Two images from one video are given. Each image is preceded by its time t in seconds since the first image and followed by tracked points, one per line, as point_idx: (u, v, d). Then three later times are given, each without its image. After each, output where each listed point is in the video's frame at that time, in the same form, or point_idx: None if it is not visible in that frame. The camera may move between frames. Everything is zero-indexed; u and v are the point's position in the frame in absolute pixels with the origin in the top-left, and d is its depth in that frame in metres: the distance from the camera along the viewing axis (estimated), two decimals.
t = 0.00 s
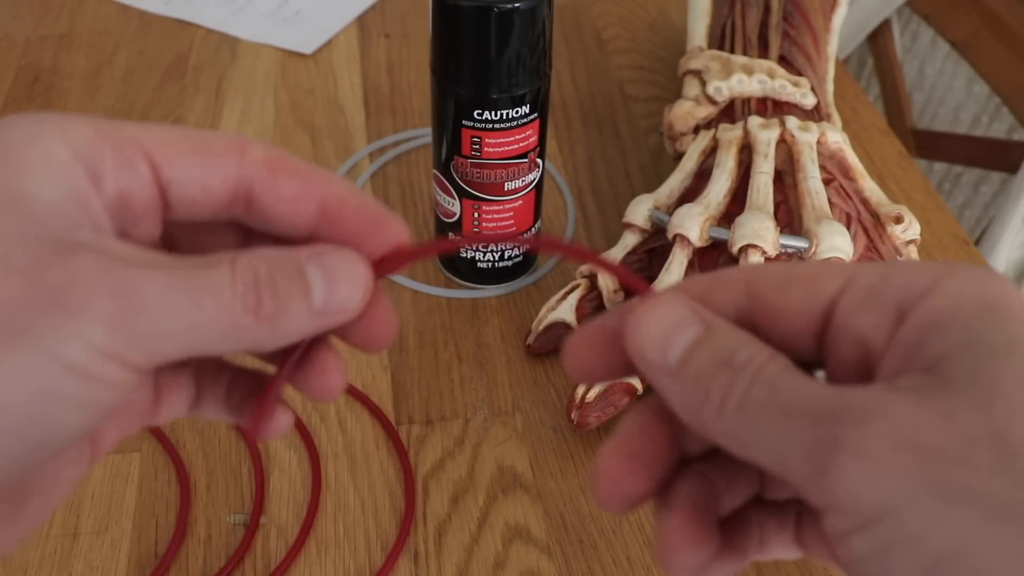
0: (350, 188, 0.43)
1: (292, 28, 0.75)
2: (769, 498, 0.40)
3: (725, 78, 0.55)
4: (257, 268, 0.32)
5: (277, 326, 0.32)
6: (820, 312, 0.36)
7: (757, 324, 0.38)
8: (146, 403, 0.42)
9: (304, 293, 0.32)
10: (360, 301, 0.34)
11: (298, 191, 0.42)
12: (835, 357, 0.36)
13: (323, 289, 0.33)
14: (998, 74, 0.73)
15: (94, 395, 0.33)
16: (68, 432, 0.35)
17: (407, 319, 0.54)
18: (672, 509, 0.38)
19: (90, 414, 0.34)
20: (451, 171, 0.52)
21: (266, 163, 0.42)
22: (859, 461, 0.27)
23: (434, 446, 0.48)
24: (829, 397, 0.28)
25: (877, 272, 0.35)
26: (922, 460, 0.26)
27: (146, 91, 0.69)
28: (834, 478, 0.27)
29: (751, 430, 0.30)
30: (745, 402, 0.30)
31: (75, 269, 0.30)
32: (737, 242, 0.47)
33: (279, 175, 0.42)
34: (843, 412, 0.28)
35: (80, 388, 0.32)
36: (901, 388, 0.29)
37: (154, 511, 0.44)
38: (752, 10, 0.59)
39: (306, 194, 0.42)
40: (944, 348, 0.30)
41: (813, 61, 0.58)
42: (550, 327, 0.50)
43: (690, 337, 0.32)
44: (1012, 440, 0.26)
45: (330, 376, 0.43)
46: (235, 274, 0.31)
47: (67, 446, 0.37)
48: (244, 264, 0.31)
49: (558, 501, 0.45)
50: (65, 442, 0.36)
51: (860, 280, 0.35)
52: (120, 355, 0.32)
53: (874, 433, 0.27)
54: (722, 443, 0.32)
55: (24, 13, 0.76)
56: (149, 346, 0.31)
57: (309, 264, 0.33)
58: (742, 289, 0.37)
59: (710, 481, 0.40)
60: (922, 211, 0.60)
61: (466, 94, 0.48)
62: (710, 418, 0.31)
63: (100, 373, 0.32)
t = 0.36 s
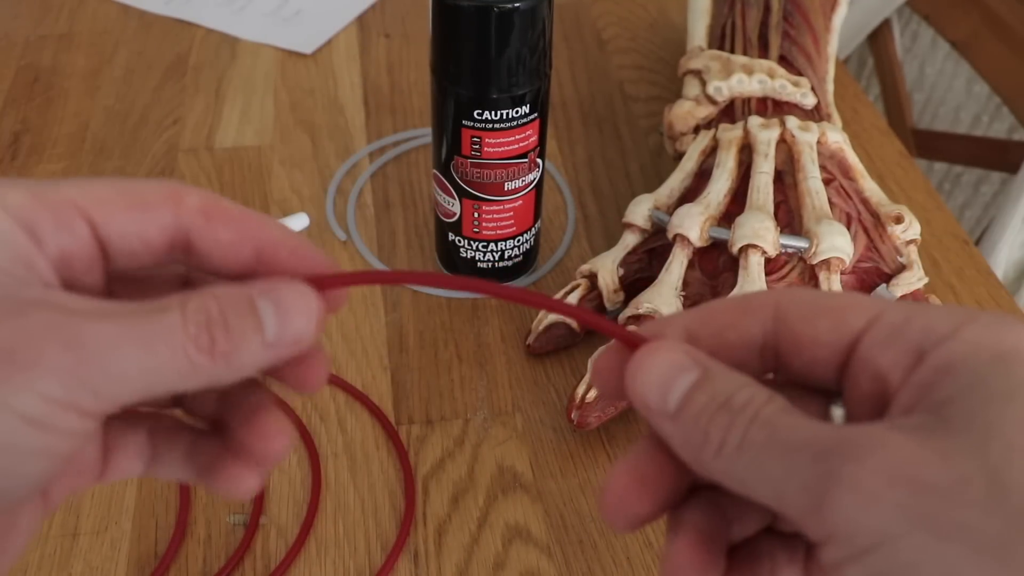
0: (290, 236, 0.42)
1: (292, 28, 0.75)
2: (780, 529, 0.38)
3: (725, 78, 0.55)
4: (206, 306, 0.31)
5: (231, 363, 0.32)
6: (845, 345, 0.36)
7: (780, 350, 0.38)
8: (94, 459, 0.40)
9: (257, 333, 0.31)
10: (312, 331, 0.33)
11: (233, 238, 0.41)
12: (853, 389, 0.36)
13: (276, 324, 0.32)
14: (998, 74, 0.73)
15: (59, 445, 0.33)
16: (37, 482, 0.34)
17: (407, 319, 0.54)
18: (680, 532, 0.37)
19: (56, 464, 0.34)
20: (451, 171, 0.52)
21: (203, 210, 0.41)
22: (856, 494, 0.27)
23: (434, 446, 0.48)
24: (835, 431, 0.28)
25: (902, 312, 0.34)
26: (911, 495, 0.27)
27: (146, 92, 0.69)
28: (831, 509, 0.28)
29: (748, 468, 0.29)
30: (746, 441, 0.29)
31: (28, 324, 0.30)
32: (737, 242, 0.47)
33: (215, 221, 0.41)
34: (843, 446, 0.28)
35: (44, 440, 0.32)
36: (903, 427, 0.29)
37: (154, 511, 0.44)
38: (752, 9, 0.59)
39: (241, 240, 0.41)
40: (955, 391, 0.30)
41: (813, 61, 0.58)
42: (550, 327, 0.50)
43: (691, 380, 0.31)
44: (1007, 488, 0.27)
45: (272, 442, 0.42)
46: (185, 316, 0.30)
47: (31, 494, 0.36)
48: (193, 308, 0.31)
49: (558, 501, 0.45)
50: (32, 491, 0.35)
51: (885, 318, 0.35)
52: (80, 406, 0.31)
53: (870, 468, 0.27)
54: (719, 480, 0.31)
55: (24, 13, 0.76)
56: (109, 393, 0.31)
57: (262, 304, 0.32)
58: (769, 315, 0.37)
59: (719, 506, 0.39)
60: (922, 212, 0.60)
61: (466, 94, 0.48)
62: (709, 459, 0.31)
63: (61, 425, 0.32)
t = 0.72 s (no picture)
0: (238, 168, 0.42)
1: (291, 27, 0.75)
2: (828, 520, 0.38)
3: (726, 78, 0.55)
4: (164, 243, 0.31)
5: (201, 296, 0.32)
6: (905, 341, 0.35)
7: (843, 348, 0.37)
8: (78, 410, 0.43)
9: (220, 265, 0.32)
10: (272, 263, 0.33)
11: (184, 176, 0.41)
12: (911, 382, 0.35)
13: (236, 258, 0.32)
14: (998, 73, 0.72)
15: (39, 388, 0.34)
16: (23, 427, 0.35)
17: (407, 319, 0.54)
18: (726, 505, 0.37)
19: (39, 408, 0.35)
20: (450, 171, 0.52)
21: (150, 151, 0.40)
22: (902, 475, 0.27)
23: (434, 446, 0.48)
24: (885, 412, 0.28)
25: (964, 312, 0.34)
26: (959, 477, 0.27)
27: (144, 91, 0.69)
28: (877, 489, 0.27)
29: (797, 444, 0.29)
30: (798, 417, 0.29)
31: None
32: (737, 242, 0.47)
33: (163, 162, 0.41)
34: (894, 426, 0.27)
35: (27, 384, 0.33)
36: (956, 414, 0.29)
37: (153, 511, 0.44)
38: (752, 9, 0.59)
39: (193, 176, 0.41)
40: (1010, 383, 0.29)
41: (814, 60, 0.58)
42: (550, 327, 0.50)
43: (748, 357, 0.31)
44: None
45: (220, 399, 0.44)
46: (146, 252, 0.31)
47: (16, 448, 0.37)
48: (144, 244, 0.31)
49: (558, 501, 0.45)
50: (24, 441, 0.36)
51: (947, 318, 0.34)
52: (46, 347, 0.32)
53: (921, 449, 0.27)
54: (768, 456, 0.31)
55: (22, 13, 0.76)
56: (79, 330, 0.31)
57: (223, 242, 0.32)
58: (834, 312, 0.37)
59: (768, 487, 0.37)
60: (923, 211, 0.60)
61: (465, 94, 0.48)
62: (760, 433, 0.30)
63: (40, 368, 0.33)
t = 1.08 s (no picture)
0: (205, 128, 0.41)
1: (291, 27, 0.75)
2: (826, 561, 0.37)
3: (726, 77, 0.55)
4: (143, 195, 0.32)
5: (182, 245, 0.32)
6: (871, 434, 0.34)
7: (814, 444, 0.36)
8: (114, 409, 0.43)
9: (201, 215, 0.32)
10: (258, 208, 0.34)
11: (151, 146, 0.41)
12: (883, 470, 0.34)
13: (218, 206, 0.33)
14: (998, 73, 0.72)
15: (25, 341, 0.33)
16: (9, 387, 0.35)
17: (407, 319, 0.54)
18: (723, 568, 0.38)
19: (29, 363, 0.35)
20: (450, 171, 0.52)
21: (114, 132, 0.40)
22: None
23: (434, 446, 0.48)
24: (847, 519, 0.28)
25: (921, 396, 0.32)
26: None
27: (144, 91, 0.69)
28: None
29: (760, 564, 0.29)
30: (764, 536, 0.29)
31: None
32: (737, 242, 0.47)
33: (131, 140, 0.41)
34: (852, 538, 0.27)
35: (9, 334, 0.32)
36: (911, 509, 0.27)
37: (153, 512, 0.44)
38: (752, 9, 0.59)
39: (158, 143, 0.41)
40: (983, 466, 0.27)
41: (814, 61, 0.58)
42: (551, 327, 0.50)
43: (707, 478, 0.31)
44: (1002, 569, 0.25)
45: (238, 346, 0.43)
46: (122, 205, 0.31)
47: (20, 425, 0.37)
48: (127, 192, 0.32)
49: (558, 501, 0.45)
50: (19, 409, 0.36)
51: (908, 404, 0.33)
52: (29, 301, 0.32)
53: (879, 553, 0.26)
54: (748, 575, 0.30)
55: (22, 13, 0.76)
56: (63, 285, 0.31)
57: (204, 195, 0.33)
58: (797, 409, 0.35)
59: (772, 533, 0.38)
60: (923, 211, 0.60)
61: (465, 94, 0.48)
62: (733, 558, 0.30)
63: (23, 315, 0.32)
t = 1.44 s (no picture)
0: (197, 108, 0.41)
1: (291, 27, 0.75)
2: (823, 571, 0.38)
3: (726, 77, 0.55)
4: (315, 230, 0.38)
5: (353, 254, 0.37)
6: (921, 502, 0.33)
7: (858, 518, 0.34)
8: (341, 466, 0.41)
9: (363, 230, 0.37)
10: (415, 210, 0.38)
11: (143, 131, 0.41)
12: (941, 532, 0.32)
13: (379, 218, 0.37)
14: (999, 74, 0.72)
15: (233, 359, 0.35)
16: (216, 402, 0.35)
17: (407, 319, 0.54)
18: None
19: (236, 379, 0.36)
20: (451, 171, 0.52)
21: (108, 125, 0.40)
22: None
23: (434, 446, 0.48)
24: None
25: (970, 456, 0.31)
26: None
27: (145, 91, 0.69)
28: None
29: None
30: None
31: (174, 287, 0.34)
32: (737, 242, 0.47)
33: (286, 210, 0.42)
34: None
35: (217, 349, 0.34)
36: None
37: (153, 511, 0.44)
38: (752, 9, 0.59)
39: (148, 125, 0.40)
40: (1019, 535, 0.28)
41: (814, 60, 0.58)
42: (550, 327, 0.50)
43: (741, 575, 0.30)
44: None
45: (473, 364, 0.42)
46: (303, 240, 0.37)
47: (206, 458, 0.35)
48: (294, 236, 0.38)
49: (558, 501, 0.45)
50: (228, 428, 0.36)
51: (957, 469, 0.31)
52: (239, 325, 0.35)
53: None
54: None
55: (22, 13, 0.76)
56: (258, 299, 0.35)
57: (366, 213, 0.38)
58: (839, 484, 0.34)
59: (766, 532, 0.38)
60: (923, 211, 0.60)
61: (465, 94, 0.47)
62: None
63: (231, 335, 0.35)
